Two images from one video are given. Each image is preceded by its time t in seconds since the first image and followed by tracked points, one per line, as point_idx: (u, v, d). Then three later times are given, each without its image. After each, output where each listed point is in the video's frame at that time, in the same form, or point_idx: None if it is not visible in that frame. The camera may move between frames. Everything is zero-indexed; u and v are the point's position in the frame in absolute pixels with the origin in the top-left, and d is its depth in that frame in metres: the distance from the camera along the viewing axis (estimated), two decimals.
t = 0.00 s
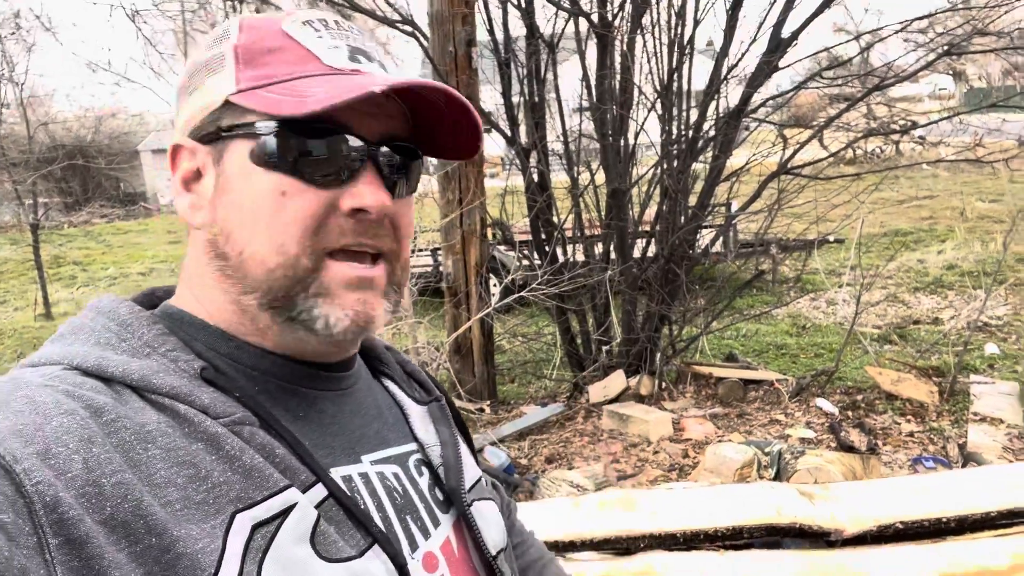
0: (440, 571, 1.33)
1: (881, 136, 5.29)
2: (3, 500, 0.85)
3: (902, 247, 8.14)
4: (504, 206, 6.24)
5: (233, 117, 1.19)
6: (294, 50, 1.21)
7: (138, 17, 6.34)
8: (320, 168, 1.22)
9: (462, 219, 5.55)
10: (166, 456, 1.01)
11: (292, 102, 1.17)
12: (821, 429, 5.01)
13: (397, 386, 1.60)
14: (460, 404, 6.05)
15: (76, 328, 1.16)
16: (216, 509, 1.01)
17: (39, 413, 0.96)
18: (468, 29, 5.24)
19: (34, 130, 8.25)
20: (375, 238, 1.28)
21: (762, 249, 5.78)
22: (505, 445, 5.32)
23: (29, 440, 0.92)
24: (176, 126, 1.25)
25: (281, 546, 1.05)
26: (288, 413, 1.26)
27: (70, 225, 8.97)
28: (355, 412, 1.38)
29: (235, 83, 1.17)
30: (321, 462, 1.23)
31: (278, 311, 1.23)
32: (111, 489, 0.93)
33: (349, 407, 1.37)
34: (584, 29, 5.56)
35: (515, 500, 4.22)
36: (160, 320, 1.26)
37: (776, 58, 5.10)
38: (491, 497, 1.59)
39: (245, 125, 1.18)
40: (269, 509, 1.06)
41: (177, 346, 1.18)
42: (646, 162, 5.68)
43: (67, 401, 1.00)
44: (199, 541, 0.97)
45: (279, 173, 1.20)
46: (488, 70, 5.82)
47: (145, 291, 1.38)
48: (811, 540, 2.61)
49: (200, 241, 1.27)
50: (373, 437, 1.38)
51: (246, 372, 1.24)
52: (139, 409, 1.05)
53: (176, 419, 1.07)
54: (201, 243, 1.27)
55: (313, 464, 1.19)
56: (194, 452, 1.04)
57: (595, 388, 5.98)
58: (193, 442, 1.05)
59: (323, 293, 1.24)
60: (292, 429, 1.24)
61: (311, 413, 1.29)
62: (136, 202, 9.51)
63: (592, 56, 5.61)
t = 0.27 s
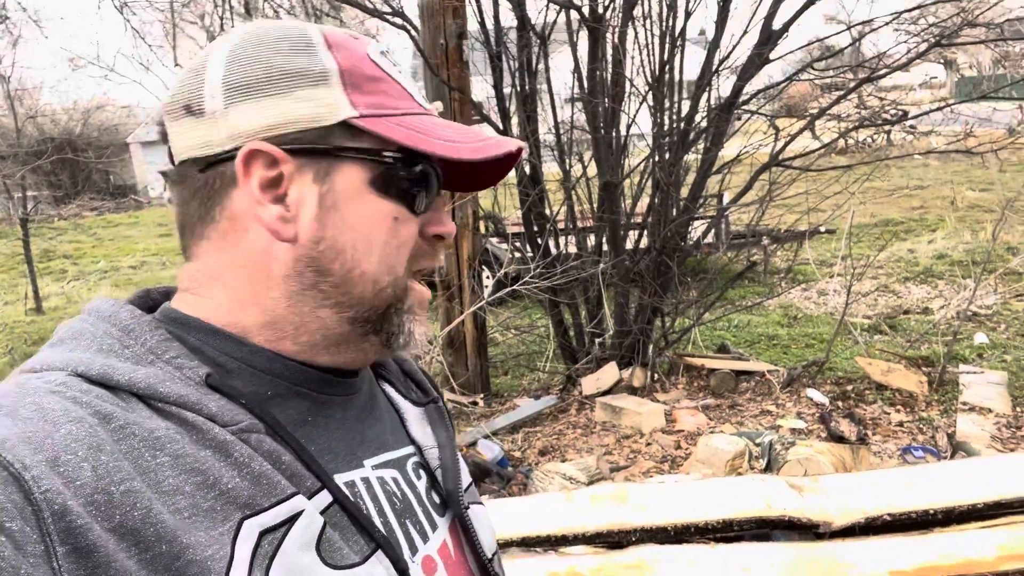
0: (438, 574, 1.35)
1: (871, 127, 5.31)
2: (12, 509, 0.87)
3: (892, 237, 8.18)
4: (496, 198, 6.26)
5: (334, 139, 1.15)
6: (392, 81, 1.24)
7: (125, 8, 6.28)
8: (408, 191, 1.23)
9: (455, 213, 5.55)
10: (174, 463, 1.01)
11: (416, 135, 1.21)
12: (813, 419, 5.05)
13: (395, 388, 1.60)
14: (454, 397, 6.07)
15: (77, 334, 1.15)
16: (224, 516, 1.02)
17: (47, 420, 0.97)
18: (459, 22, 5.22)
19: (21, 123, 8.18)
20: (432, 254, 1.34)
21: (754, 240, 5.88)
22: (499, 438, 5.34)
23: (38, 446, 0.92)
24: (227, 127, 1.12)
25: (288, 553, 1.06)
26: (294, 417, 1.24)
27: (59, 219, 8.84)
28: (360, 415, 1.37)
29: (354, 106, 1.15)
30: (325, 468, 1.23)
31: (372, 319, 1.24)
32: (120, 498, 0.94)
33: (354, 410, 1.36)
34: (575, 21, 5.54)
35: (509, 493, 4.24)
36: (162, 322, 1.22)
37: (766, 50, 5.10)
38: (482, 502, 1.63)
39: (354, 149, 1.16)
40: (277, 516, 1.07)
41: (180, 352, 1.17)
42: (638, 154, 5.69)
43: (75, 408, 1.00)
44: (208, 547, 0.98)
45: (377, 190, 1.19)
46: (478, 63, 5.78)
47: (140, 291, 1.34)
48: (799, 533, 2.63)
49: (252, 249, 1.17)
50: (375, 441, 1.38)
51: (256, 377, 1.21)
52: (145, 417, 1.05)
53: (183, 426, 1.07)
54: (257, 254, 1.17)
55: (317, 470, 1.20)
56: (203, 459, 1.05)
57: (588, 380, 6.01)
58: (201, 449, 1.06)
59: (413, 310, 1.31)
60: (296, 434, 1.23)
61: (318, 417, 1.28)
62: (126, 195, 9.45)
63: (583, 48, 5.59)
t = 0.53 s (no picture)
0: (416, 567, 1.35)
1: (866, 123, 5.31)
2: None
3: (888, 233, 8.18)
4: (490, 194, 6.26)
5: (352, 150, 1.20)
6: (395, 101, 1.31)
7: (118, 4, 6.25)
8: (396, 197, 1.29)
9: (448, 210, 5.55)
10: (154, 463, 1.02)
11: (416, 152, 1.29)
12: (806, 415, 5.06)
13: (370, 384, 1.59)
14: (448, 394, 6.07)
15: (50, 335, 1.14)
16: (206, 513, 1.02)
17: (24, 422, 0.96)
18: (453, 18, 5.21)
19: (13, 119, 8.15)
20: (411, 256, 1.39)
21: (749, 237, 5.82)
22: (493, 434, 5.35)
23: (15, 449, 0.92)
24: (248, 130, 1.11)
25: (271, 548, 1.06)
26: (271, 413, 1.23)
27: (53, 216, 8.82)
28: (338, 412, 1.37)
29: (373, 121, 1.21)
30: (304, 464, 1.23)
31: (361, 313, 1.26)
32: (101, 497, 0.94)
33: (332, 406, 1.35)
34: (570, 17, 5.53)
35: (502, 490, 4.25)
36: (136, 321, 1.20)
37: (761, 47, 5.10)
38: (456, 497, 1.63)
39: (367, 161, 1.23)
40: (258, 511, 1.07)
41: (157, 351, 1.16)
42: (632, 150, 5.68)
43: (52, 409, 0.99)
44: (191, 545, 0.98)
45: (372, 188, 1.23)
46: (472, 60, 5.82)
47: (110, 294, 1.34)
48: (787, 528, 2.65)
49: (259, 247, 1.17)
50: (353, 436, 1.37)
51: (234, 373, 1.20)
52: (124, 418, 1.05)
53: (162, 426, 1.07)
54: (270, 255, 1.17)
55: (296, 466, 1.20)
56: (183, 458, 1.05)
57: (582, 376, 6.02)
58: (181, 448, 1.06)
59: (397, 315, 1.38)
60: (275, 431, 1.23)
61: (298, 411, 1.27)
62: (120, 191, 9.43)
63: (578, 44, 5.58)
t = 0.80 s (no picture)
0: (421, 569, 1.34)
1: (863, 122, 5.32)
2: None
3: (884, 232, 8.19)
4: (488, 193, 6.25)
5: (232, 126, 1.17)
6: (306, 64, 1.20)
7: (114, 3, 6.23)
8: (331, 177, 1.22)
9: (445, 209, 5.55)
10: (160, 462, 1.00)
11: (301, 114, 1.15)
12: (803, 415, 5.06)
13: (374, 387, 1.61)
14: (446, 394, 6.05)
15: (57, 335, 1.14)
16: (210, 514, 1.00)
17: (31, 421, 0.95)
18: (450, 17, 5.20)
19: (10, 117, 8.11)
20: (373, 249, 1.27)
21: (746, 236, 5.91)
22: (490, 434, 5.34)
23: (22, 447, 0.91)
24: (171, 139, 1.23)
25: (275, 549, 1.04)
26: (273, 417, 1.25)
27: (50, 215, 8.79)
28: (341, 415, 1.38)
29: (243, 92, 1.14)
30: (308, 465, 1.22)
31: (280, 318, 1.20)
32: (106, 496, 0.92)
33: (333, 410, 1.36)
34: (567, 16, 5.52)
35: (500, 489, 4.25)
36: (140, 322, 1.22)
37: (758, 46, 5.09)
38: (461, 499, 1.62)
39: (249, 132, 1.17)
40: (263, 512, 1.05)
41: (162, 353, 1.16)
42: (630, 150, 5.67)
43: (59, 409, 0.99)
44: (196, 544, 0.96)
45: (278, 184, 1.17)
46: (470, 59, 5.91)
47: (119, 295, 1.34)
48: (786, 529, 2.65)
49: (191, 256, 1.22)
50: (356, 439, 1.38)
51: (231, 378, 1.22)
52: (130, 417, 1.04)
53: (168, 426, 1.06)
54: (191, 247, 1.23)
55: (301, 468, 1.19)
56: (188, 457, 1.03)
57: (579, 376, 6.02)
58: (186, 448, 1.04)
59: (327, 296, 1.22)
60: (279, 434, 1.23)
61: (299, 415, 1.29)
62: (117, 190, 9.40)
63: (575, 43, 5.57)
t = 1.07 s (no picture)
0: (423, 567, 1.34)
1: (860, 123, 5.32)
2: None
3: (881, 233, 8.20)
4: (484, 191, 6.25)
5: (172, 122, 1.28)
6: (222, 47, 1.23)
7: None
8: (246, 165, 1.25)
9: (442, 208, 5.54)
10: (161, 458, 0.99)
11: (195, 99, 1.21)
12: (800, 414, 5.07)
13: (379, 383, 1.61)
14: (442, 392, 6.05)
15: (61, 329, 1.15)
16: (210, 511, 0.99)
17: (34, 416, 0.95)
18: (447, 15, 5.19)
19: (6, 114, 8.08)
20: (293, 235, 1.25)
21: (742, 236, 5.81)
22: (487, 433, 5.34)
23: (25, 441, 0.91)
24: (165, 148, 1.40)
25: (275, 546, 1.03)
26: (274, 413, 1.25)
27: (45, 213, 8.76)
28: (343, 411, 1.38)
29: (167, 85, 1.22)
30: (309, 462, 1.22)
31: (202, 311, 1.23)
32: (107, 492, 0.91)
33: (334, 407, 1.36)
34: (565, 15, 5.51)
35: (497, 488, 4.25)
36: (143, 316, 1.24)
37: (756, 46, 5.09)
38: (466, 497, 1.62)
39: (179, 127, 1.26)
40: (263, 509, 1.04)
41: (163, 347, 1.17)
42: (627, 149, 5.68)
43: (62, 404, 0.99)
44: (196, 541, 0.94)
45: (199, 176, 1.25)
46: (468, 57, 5.85)
47: (124, 288, 1.36)
48: (782, 528, 2.65)
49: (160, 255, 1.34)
50: (358, 436, 1.38)
51: (230, 374, 1.22)
52: (132, 412, 1.03)
53: (169, 421, 1.05)
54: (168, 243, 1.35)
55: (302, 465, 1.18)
56: (189, 454, 1.02)
57: (576, 375, 6.02)
58: (186, 444, 1.04)
59: (236, 282, 1.22)
60: (280, 431, 1.23)
61: (299, 412, 1.29)
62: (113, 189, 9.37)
63: (572, 42, 5.57)
